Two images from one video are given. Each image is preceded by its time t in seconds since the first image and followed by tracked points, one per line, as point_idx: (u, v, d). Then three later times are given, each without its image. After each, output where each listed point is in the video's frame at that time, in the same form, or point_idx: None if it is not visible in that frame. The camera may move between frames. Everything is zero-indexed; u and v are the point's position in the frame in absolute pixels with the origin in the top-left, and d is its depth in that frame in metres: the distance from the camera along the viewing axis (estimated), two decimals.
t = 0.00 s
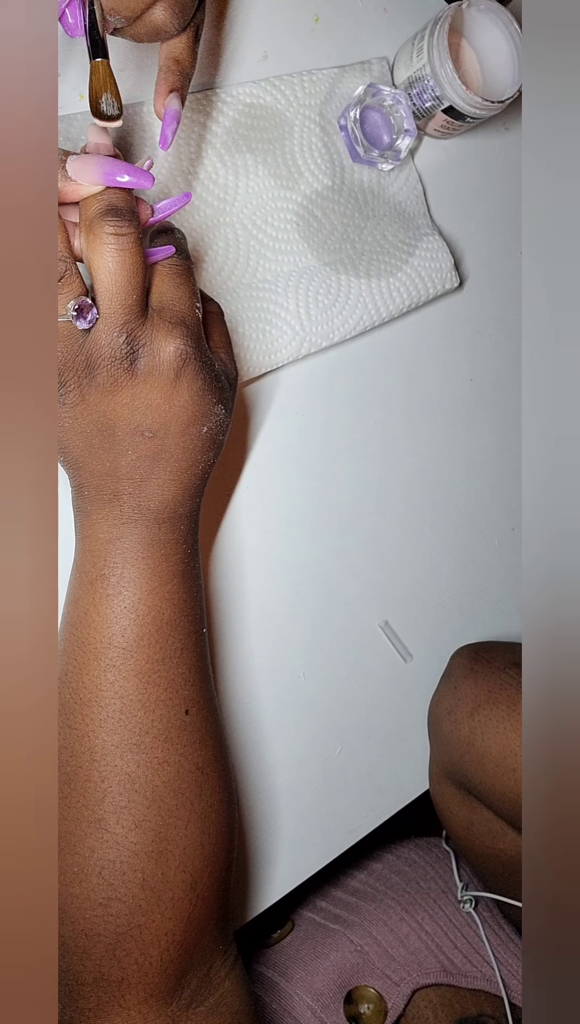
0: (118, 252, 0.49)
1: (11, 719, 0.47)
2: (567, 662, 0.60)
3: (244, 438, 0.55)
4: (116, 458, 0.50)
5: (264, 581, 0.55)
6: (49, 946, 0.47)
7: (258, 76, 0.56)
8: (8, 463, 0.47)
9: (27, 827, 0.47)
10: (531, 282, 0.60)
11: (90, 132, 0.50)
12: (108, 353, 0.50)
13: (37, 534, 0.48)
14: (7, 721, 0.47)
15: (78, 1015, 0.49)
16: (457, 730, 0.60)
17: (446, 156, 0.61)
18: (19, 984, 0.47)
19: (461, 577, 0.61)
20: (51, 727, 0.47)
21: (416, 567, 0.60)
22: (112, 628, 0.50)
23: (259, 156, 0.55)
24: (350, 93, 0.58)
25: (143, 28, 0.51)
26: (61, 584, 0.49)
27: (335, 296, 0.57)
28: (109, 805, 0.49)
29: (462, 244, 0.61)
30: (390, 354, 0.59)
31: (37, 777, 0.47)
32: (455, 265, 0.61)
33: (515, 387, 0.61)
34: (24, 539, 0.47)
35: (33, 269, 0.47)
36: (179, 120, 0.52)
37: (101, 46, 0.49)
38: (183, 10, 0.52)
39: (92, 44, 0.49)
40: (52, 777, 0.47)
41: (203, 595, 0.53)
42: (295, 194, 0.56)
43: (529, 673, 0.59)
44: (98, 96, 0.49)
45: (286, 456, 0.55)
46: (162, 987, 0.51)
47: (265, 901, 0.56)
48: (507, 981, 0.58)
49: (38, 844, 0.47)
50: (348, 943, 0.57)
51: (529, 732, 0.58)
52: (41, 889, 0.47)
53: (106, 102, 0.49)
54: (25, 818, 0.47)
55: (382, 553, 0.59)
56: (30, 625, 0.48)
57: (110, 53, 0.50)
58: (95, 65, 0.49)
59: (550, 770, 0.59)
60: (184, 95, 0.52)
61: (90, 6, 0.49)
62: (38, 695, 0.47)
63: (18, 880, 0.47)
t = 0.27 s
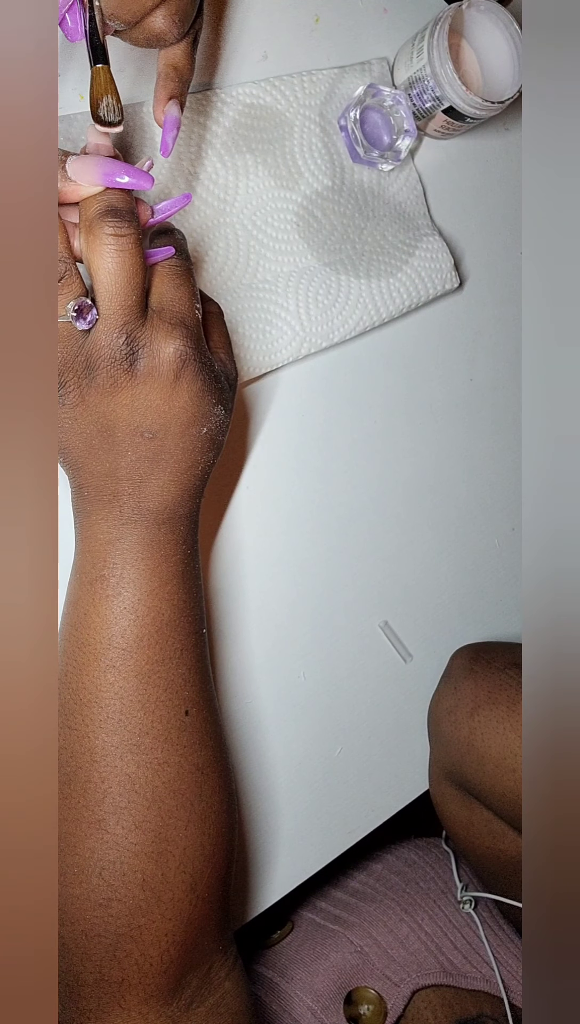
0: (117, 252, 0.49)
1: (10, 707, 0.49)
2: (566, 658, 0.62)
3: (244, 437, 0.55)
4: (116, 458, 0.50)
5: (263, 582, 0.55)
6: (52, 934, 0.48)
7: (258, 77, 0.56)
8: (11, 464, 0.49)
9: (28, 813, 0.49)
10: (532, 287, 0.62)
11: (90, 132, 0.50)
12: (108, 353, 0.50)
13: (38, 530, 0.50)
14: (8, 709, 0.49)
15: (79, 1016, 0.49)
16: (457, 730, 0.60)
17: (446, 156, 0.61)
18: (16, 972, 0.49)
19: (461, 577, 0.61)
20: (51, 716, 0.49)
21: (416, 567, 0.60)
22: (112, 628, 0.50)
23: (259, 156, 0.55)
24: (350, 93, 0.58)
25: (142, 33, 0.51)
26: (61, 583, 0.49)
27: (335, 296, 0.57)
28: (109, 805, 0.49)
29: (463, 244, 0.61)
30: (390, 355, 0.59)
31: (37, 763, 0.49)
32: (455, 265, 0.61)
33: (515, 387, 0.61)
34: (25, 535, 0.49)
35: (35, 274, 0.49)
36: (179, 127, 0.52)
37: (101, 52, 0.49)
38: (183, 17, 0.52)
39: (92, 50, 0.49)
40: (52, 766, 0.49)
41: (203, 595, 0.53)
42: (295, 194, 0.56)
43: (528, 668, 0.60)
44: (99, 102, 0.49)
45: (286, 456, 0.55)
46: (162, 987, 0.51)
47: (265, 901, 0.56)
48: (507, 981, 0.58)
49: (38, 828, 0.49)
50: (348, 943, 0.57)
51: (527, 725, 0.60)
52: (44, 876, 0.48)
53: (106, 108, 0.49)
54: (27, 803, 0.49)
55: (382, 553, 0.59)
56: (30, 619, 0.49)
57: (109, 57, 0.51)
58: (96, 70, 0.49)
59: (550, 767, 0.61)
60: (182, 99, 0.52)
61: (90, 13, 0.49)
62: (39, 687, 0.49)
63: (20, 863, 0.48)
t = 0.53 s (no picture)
0: (118, 252, 0.49)
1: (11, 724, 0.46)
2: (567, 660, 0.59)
3: (244, 438, 0.55)
4: (116, 459, 0.50)
5: (264, 582, 0.55)
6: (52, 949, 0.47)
7: (258, 76, 0.56)
8: (9, 466, 0.45)
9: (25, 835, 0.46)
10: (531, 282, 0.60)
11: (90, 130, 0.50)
12: (108, 353, 0.50)
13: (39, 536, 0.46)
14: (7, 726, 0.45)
15: (79, 1015, 0.49)
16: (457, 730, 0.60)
17: (446, 155, 0.61)
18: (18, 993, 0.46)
19: (461, 577, 0.61)
20: (51, 729, 0.46)
21: (416, 567, 0.60)
22: (113, 628, 0.50)
23: (259, 156, 0.55)
24: (350, 93, 0.58)
25: (133, 41, 0.51)
26: (62, 582, 0.49)
27: (335, 296, 0.57)
28: (109, 805, 0.49)
29: (461, 244, 0.62)
30: (390, 355, 0.59)
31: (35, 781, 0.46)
32: (455, 265, 0.61)
33: (515, 388, 0.61)
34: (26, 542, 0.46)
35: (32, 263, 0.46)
36: (172, 134, 0.52)
37: (92, 61, 0.49)
38: (176, 26, 0.52)
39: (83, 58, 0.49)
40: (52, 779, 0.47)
41: (203, 595, 0.53)
42: (295, 194, 0.56)
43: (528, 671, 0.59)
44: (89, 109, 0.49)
45: (286, 456, 0.55)
46: (163, 987, 0.51)
47: (266, 901, 0.56)
48: (507, 981, 0.58)
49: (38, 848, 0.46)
50: (348, 943, 0.57)
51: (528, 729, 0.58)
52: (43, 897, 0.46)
53: (98, 116, 0.49)
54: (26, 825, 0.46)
55: (382, 552, 0.59)
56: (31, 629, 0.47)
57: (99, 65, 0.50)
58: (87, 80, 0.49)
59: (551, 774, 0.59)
60: (175, 106, 0.52)
61: (80, 22, 0.49)
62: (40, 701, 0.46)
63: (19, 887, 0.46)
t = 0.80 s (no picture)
0: (118, 252, 0.49)
1: (12, 728, 0.45)
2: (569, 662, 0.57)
3: (244, 438, 0.55)
4: (117, 458, 0.50)
5: (264, 581, 0.55)
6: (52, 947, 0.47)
7: (258, 76, 0.56)
8: (8, 467, 0.45)
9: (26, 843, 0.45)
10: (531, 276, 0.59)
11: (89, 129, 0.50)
12: (108, 353, 0.50)
13: (40, 539, 0.46)
14: (8, 729, 0.45)
15: (79, 1015, 0.49)
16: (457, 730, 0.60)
17: (446, 155, 0.61)
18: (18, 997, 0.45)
19: (460, 576, 0.61)
20: (51, 733, 0.46)
21: (416, 567, 0.60)
22: (113, 628, 0.50)
23: (259, 156, 0.55)
24: (350, 93, 0.58)
25: (133, 45, 0.51)
26: (61, 582, 0.49)
27: (335, 295, 0.57)
28: (109, 805, 0.49)
29: (461, 244, 0.62)
30: (391, 355, 0.59)
31: (36, 786, 0.45)
32: (455, 265, 0.61)
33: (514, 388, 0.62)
34: (26, 544, 0.45)
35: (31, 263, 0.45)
36: (172, 137, 0.52)
37: (93, 65, 0.48)
38: (176, 30, 0.51)
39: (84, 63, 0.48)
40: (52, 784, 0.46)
41: (204, 594, 0.53)
42: (295, 194, 0.56)
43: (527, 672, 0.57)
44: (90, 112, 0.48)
45: (286, 456, 0.56)
46: (163, 987, 0.51)
47: (265, 902, 0.56)
48: (507, 981, 0.58)
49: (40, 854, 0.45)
50: (347, 944, 0.57)
51: (529, 734, 0.57)
52: (45, 901, 0.45)
53: (98, 119, 0.48)
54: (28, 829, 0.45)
55: (382, 552, 0.59)
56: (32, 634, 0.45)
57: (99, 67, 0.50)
58: (87, 82, 0.48)
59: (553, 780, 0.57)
60: (174, 109, 0.52)
61: (81, 26, 0.48)
62: (42, 705, 0.45)
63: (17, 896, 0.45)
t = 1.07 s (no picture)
0: (118, 253, 0.49)
1: (12, 729, 0.45)
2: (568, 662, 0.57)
3: (244, 438, 0.55)
4: (117, 458, 0.50)
5: (264, 581, 0.55)
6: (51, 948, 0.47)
7: (257, 77, 0.56)
8: (8, 467, 0.45)
9: (26, 844, 0.45)
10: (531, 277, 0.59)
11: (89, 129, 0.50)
12: (108, 353, 0.50)
13: (40, 539, 0.46)
14: (9, 729, 0.45)
15: (79, 1015, 0.49)
16: (457, 730, 0.60)
17: (446, 155, 0.61)
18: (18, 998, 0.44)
19: (460, 576, 0.61)
20: (51, 733, 0.46)
21: (416, 567, 0.60)
22: (113, 627, 0.50)
23: (259, 156, 0.55)
24: (350, 93, 0.58)
25: (135, 47, 0.51)
26: (62, 582, 0.49)
27: (335, 295, 0.57)
28: (109, 805, 0.49)
29: (461, 244, 0.62)
30: (391, 355, 0.59)
31: (36, 787, 0.45)
32: (455, 265, 0.61)
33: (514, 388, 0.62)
34: (26, 545, 0.45)
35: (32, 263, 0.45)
36: (173, 139, 0.52)
37: (95, 68, 0.49)
38: (177, 32, 0.51)
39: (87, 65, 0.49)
40: (52, 784, 0.46)
41: (204, 594, 0.53)
42: (295, 194, 0.56)
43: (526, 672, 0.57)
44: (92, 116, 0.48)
45: (286, 456, 0.56)
46: (163, 987, 0.51)
47: (265, 902, 0.56)
48: (507, 981, 0.58)
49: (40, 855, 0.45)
50: (347, 943, 0.57)
51: (529, 734, 0.57)
52: (45, 903, 0.45)
53: (102, 122, 0.49)
54: (28, 829, 0.45)
55: (382, 552, 0.59)
56: (32, 633, 0.45)
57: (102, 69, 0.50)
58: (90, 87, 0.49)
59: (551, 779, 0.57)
60: (175, 111, 0.52)
61: (83, 29, 0.49)
62: (42, 705, 0.45)
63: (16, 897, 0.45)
